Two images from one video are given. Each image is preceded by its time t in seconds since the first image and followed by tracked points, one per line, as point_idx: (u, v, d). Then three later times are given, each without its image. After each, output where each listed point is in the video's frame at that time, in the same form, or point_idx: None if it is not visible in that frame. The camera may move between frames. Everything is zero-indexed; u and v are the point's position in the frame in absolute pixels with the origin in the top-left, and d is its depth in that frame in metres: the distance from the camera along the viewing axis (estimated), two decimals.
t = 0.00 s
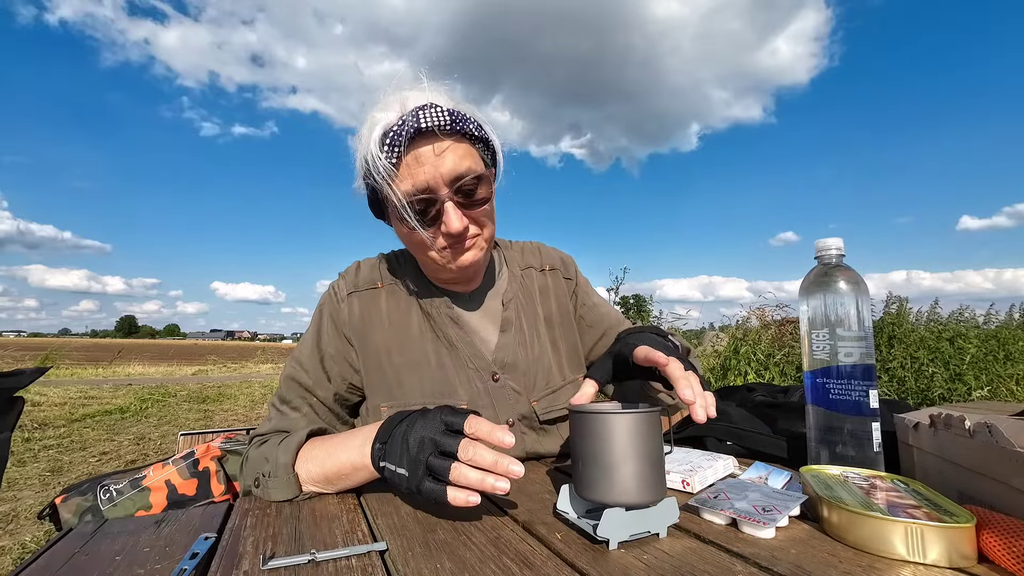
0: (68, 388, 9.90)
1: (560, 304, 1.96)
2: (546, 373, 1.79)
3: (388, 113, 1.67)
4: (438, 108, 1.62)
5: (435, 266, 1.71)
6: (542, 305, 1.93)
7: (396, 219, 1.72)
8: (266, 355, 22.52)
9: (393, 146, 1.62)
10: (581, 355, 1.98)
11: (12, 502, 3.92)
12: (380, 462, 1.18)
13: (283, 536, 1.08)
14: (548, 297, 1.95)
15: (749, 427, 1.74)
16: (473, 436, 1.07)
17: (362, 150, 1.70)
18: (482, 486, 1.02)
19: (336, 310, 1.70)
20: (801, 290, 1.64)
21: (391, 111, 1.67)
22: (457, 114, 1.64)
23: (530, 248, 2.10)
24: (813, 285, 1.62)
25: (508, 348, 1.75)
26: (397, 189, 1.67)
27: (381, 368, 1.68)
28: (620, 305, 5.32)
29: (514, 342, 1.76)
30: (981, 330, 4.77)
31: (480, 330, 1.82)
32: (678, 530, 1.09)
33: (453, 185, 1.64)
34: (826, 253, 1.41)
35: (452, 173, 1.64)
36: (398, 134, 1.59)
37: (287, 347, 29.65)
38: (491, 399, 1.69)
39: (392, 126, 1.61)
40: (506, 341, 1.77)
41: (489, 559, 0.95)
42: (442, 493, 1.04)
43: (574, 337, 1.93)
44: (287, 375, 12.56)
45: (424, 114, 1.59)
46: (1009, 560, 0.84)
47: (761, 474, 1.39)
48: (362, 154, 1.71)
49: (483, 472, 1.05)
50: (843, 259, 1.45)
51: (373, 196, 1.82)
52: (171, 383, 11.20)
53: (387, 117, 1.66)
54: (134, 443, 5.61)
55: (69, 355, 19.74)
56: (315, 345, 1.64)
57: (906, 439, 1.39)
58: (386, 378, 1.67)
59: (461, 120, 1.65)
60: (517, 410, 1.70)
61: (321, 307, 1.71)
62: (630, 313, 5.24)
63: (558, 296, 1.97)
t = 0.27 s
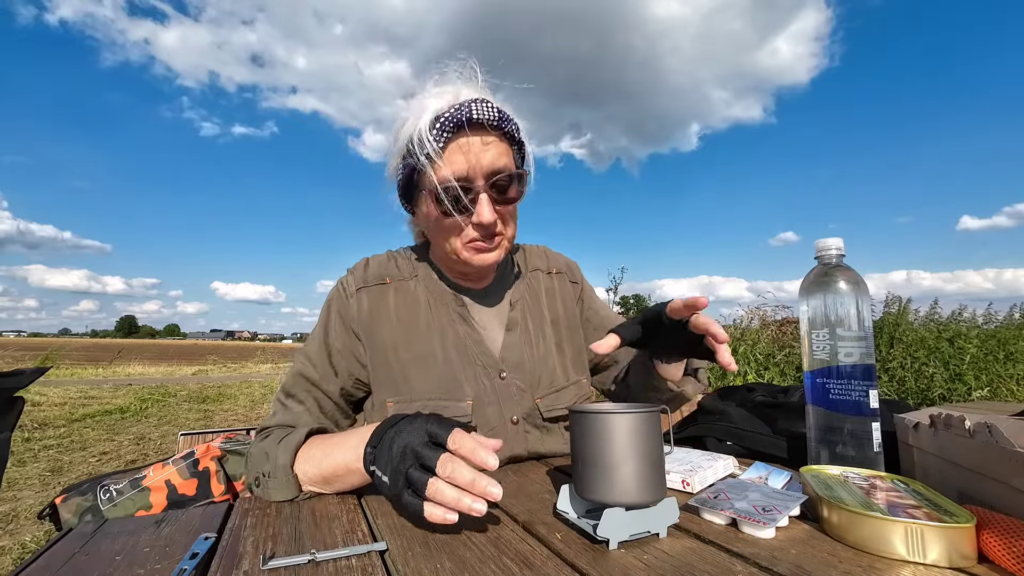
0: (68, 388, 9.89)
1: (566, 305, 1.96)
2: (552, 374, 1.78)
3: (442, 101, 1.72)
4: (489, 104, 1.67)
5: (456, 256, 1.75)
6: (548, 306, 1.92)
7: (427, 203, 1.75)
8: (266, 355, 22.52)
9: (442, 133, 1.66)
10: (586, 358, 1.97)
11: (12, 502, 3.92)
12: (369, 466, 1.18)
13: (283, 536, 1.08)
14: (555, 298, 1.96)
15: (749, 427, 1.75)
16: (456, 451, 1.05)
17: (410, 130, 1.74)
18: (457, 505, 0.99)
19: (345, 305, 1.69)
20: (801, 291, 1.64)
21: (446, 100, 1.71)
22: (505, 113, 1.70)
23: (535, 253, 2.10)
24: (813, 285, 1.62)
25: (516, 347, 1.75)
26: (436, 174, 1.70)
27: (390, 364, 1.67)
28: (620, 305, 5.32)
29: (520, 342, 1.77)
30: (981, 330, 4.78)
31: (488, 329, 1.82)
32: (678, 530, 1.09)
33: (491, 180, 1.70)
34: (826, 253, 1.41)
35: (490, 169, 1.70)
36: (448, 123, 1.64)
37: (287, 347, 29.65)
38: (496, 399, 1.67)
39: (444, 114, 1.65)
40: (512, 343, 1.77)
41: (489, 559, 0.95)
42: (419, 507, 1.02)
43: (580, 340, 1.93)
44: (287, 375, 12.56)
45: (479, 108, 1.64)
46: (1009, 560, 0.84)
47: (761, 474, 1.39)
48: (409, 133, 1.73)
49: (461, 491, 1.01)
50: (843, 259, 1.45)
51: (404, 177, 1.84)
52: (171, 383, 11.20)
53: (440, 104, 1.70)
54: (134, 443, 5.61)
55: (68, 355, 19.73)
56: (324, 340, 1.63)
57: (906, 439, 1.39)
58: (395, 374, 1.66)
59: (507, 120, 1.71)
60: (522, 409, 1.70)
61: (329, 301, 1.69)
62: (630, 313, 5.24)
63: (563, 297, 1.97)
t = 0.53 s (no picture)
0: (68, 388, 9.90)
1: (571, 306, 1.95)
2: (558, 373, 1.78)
3: (485, 102, 1.73)
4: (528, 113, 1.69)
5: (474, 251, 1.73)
6: (556, 307, 1.91)
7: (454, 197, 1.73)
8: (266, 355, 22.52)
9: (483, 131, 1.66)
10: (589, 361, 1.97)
11: (12, 502, 3.92)
12: (371, 399, 1.08)
13: (283, 536, 1.08)
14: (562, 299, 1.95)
15: (749, 427, 1.75)
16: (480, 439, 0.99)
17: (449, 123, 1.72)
18: (448, 488, 0.92)
19: (365, 284, 1.69)
20: (801, 292, 1.64)
21: (490, 101, 1.73)
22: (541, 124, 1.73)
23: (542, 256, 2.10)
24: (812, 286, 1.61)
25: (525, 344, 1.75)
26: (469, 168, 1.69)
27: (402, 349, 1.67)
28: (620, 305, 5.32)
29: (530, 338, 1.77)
30: (981, 330, 4.78)
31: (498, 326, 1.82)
32: (678, 530, 1.09)
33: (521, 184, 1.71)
34: (826, 253, 1.41)
35: (521, 173, 1.71)
36: (491, 123, 1.65)
37: (287, 347, 29.66)
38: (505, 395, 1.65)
39: (488, 113, 1.66)
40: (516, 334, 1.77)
41: (489, 559, 0.95)
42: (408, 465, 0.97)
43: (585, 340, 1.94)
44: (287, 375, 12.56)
45: (519, 114, 1.66)
46: (1009, 560, 0.84)
47: (761, 474, 1.39)
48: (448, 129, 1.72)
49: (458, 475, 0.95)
50: (843, 259, 1.45)
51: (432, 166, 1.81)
52: (171, 383, 11.20)
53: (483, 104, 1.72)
54: (134, 443, 5.60)
55: (68, 355, 19.72)
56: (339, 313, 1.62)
57: (906, 439, 1.39)
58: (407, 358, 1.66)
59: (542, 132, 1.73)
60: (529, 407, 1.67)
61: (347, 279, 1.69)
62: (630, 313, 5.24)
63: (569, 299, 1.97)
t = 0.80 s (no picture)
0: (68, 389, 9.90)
1: (573, 305, 1.91)
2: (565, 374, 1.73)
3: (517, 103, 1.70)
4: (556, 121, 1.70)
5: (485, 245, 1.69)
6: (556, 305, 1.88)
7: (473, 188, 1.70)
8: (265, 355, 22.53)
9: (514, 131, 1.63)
10: (588, 362, 1.95)
11: (12, 502, 3.93)
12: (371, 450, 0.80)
13: (283, 536, 1.08)
14: (568, 298, 1.93)
15: (749, 427, 1.75)
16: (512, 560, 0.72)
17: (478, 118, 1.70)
18: None
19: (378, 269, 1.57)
20: (800, 293, 1.63)
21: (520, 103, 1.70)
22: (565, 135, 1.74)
23: (544, 257, 2.09)
24: (810, 287, 1.61)
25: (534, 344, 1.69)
26: (495, 163, 1.65)
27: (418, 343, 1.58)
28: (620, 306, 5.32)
29: (536, 338, 1.72)
30: (981, 330, 4.78)
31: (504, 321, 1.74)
32: (678, 530, 1.08)
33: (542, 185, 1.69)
34: (826, 252, 1.42)
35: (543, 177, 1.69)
36: (522, 124, 1.62)
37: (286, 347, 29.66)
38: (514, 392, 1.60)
39: (521, 115, 1.63)
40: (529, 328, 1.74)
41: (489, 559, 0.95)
42: None
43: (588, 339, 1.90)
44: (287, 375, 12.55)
45: (549, 122, 1.66)
46: (1009, 560, 0.84)
47: (761, 474, 1.39)
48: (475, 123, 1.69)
49: None
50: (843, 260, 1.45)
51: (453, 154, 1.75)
52: (171, 383, 11.20)
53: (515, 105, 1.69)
54: (134, 443, 5.60)
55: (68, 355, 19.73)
56: (358, 301, 1.46)
57: (906, 439, 1.39)
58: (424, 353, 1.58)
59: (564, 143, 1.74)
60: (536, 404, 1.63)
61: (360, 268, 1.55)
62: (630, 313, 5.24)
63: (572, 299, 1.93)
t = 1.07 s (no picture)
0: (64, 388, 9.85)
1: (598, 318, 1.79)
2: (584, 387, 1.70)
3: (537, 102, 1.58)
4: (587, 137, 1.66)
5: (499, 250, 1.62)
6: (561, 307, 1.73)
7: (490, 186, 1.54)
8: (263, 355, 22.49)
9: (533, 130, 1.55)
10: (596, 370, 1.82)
11: (9, 502, 3.92)
12: None
13: (281, 536, 1.08)
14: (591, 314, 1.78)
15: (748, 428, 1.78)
16: None
17: (493, 115, 1.54)
18: None
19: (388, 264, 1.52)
20: (768, 279, 1.66)
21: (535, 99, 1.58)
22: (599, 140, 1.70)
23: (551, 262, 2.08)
24: (781, 277, 1.64)
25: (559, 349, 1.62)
26: (513, 165, 1.53)
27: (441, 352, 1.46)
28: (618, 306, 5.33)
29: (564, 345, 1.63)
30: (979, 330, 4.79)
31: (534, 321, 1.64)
32: (677, 530, 1.09)
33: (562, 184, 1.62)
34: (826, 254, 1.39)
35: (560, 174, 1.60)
36: (541, 124, 1.55)
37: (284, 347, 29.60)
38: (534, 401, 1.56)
39: (539, 114, 1.56)
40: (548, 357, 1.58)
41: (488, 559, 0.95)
42: None
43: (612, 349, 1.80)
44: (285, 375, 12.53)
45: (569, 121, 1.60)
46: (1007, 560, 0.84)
47: (759, 475, 1.39)
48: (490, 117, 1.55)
49: None
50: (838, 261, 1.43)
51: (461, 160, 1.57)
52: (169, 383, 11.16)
53: (530, 99, 1.57)
54: (131, 443, 5.59)
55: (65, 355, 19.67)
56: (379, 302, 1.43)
57: (904, 440, 1.40)
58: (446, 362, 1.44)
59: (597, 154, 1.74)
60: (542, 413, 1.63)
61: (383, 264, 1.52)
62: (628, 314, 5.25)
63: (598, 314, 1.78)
